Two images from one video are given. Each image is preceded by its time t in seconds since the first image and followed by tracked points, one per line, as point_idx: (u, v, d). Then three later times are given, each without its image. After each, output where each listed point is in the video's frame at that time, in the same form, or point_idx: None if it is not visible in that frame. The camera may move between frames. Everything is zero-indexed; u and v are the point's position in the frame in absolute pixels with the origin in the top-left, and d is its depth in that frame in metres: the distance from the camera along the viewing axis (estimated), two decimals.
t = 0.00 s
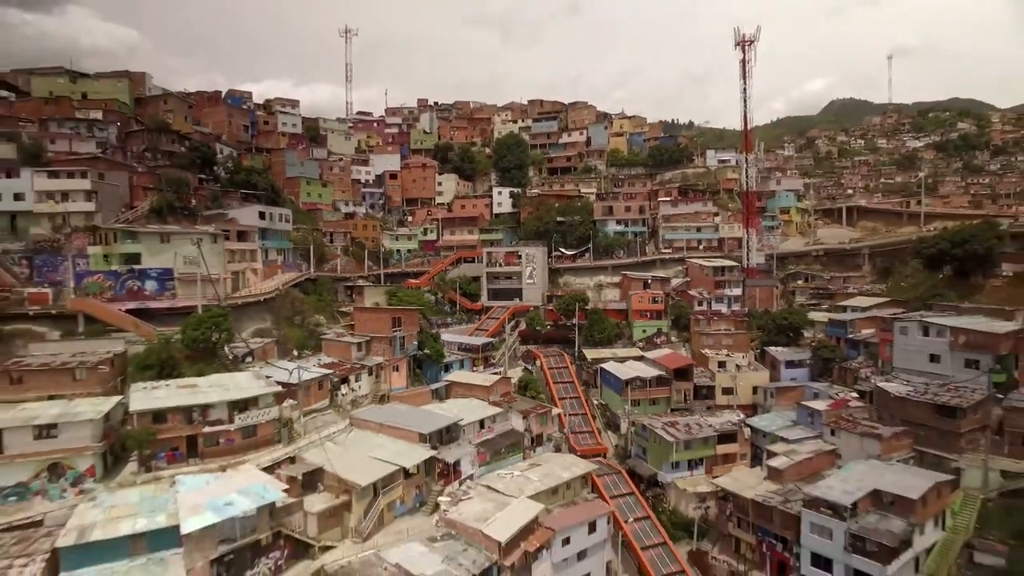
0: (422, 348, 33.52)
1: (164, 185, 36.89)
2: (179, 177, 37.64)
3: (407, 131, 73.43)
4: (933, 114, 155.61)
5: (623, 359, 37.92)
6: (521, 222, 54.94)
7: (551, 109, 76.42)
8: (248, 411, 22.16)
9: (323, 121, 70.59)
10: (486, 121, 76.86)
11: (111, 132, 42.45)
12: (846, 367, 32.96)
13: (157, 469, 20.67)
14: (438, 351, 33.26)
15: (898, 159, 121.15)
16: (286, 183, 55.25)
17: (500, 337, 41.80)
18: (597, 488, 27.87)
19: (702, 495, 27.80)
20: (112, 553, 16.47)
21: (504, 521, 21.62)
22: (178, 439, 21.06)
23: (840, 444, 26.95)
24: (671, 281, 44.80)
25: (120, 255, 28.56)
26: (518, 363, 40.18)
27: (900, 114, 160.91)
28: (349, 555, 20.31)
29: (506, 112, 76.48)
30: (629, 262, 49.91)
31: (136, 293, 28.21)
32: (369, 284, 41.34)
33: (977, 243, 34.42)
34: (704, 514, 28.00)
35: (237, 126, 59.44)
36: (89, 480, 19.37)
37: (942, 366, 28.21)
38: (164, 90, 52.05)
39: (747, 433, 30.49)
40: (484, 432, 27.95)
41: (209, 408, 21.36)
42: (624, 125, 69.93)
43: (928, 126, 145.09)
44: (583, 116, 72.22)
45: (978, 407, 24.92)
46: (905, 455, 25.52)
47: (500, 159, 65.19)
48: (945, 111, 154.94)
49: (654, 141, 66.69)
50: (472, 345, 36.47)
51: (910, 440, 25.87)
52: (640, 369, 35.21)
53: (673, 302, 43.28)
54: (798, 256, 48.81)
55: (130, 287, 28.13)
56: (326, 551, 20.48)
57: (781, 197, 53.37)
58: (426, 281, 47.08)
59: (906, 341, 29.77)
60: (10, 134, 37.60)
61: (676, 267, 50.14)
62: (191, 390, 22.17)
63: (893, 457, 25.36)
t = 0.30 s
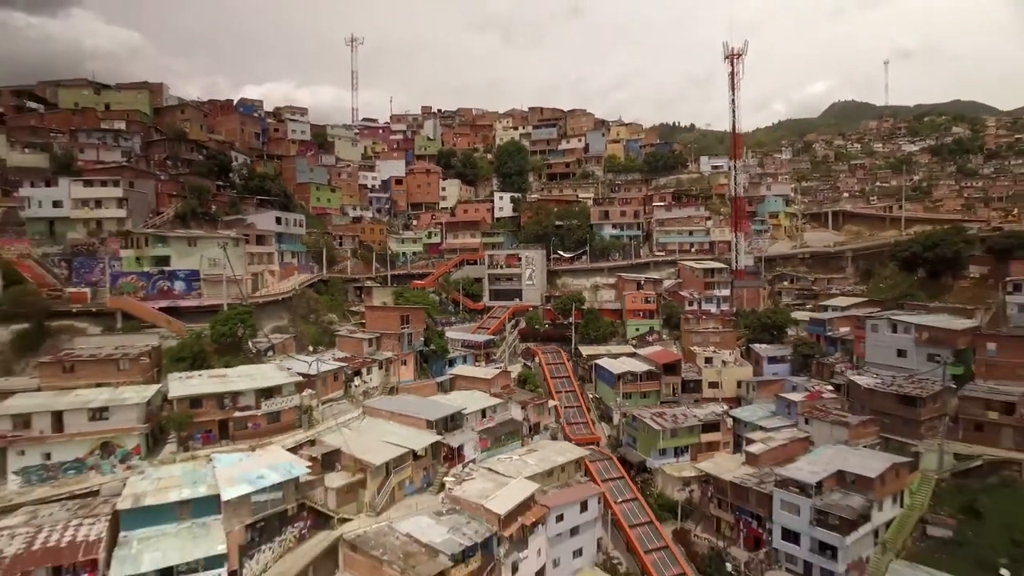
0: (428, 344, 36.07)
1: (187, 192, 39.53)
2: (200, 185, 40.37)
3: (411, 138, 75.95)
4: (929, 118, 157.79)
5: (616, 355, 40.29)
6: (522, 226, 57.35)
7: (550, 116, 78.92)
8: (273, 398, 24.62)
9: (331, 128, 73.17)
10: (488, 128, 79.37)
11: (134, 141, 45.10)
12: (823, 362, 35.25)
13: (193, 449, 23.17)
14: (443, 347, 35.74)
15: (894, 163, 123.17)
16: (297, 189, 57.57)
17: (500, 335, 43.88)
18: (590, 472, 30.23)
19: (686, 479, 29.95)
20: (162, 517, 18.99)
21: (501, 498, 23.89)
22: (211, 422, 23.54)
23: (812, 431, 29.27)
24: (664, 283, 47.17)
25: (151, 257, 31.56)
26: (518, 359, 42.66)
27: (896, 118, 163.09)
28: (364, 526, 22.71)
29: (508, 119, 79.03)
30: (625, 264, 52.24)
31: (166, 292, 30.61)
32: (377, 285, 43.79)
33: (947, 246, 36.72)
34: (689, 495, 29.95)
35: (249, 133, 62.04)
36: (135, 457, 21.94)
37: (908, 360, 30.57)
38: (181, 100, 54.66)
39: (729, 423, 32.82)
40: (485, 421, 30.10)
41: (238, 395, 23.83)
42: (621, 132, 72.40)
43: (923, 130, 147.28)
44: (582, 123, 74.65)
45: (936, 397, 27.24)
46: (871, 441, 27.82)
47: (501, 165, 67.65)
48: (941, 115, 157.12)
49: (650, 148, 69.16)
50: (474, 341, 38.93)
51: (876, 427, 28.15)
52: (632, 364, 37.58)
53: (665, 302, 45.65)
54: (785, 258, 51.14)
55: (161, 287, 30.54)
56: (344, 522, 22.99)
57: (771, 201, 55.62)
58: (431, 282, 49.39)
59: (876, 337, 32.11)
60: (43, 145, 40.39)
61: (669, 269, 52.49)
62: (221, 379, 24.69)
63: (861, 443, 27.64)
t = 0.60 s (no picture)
0: (433, 342, 38.93)
1: (209, 202, 42.74)
2: (220, 195, 43.45)
3: (415, 145, 78.81)
4: (923, 123, 160.35)
5: (608, 353, 42.99)
6: (521, 231, 60.08)
7: (549, 124, 81.82)
8: (294, 389, 27.46)
9: (338, 136, 76.08)
10: (490, 135, 82.18)
11: (156, 153, 48.02)
12: (800, 360, 37.95)
13: (225, 435, 25.97)
14: (446, 344, 38.63)
15: (887, 167, 125.57)
16: (307, 196, 59.88)
17: (500, 335, 46.35)
18: (581, 459, 32.92)
19: (671, 465, 32.37)
20: (202, 491, 21.77)
21: (499, 478, 26.58)
22: (240, 410, 26.31)
23: (785, 422, 31.94)
24: (654, 285, 49.87)
25: (179, 262, 34.16)
26: (517, 357, 45.34)
27: (891, 123, 165.78)
28: (378, 502, 25.34)
29: (508, 127, 81.93)
30: (619, 268, 54.94)
31: (193, 294, 33.78)
32: (384, 288, 46.56)
33: (915, 252, 39.47)
34: (673, 481, 32.42)
35: (260, 142, 64.94)
36: (175, 441, 24.78)
37: (874, 357, 33.21)
38: (197, 112, 57.60)
39: (711, 415, 35.45)
40: (486, 411, 32.80)
41: (264, 386, 26.70)
42: (617, 140, 75.18)
43: (918, 134, 149.71)
44: (579, 131, 77.48)
45: (896, 389, 29.94)
46: (837, 429, 30.47)
47: (502, 172, 70.43)
48: (935, 120, 159.73)
49: (645, 156, 71.95)
50: (476, 339, 41.19)
51: (843, 418, 30.82)
52: (623, 360, 40.24)
53: (655, 304, 48.39)
54: (771, 262, 53.83)
55: (188, 289, 33.64)
56: (359, 500, 25.59)
57: (758, 207, 58.42)
58: (435, 284, 52.15)
59: (846, 336, 34.78)
60: (73, 157, 43.39)
61: (660, 272, 55.19)
62: (248, 372, 27.53)
63: (828, 432, 30.28)
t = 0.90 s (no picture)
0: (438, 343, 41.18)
1: (224, 209, 44.85)
2: (235, 202, 45.62)
3: (419, 152, 81.02)
4: (919, 127, 162.24)
5: (604, 352, 45.06)
6: (521, 236, 62.18)
7: (549, 131, 84.08)
8: (309, 385, 29.63)
9: (344, 143, 78.42)
10: (491, 142, 84.41)
11: (173, 162, 50.31)
12: (785, 359, 40.05)
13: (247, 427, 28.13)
14: (450, 345, 40.92)
15: (883, 170, 127.42)
16: (315, 204, 61.99)
17: (501, 337, 48.26)
18: (577, 452, 35.04)
19: (660, 457, 34.57)
20: (229, 476, 23.94)
21: (499, 468, 28.65)
22: (260, 404, 28.45)
23: (768, 417, 33.98)
24: (649, 288, 51.91)
25: (199, 267, 36.39)
26: (517, 356, 47.41)
27: (888, 127, 167.75)
28: (388, 489, 27.48)
29: (509, 134, 84.24)
30: (615, 272, 57.05)
31: (213, 297, 36.01)
32: (389, 290, 48.69)
33: (895, 257, 41.58)
34: (663, 473, 34.60)
35: (269, 150, 67.20)
36: (201, 432, 26.95)
37: (853, 356, 35.29)
38: (210, 121, 59.90)
39: (700, 411, 37.49)
40: (487, 407, 34.95)
41: (282, 382, 28.88)
42: (615, 147, 77.33)
43: (914, 138, 151.54)
44: (578, 139, 79.72)
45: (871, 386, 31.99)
46: (817, 424, 32.51)
47: (503, 178, 72.61)
48: (931, 124, 161.66)
49: (642, 163, 74.06)
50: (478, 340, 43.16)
51: (822, 413, 32.87)
52: (619, 359, 42.25)
53: (650, 306, 50.36)
54: (762, 266, 55.86)
55: (208, 293, 35.86)
56: (370, 487, 27.74)
57: (750, 212, 60.53)
58: (438, 287, 54.34)
59: (828, 337, 36.85)
60: (95, 167, 45.80)
61: (655, 275, 57.30)
62: (267, 370, 29.74)
63: (808, 426, 32.29)
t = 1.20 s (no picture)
0: (443, 342, 43.81)
1: (240, 216, 47.39)
2: (250, 210, 48.18)
3: (423, 158, 83.61)
4: (915, 131, 164.28)
5: (600, 351, 47.47)
6: (521, 240, 64.64)
7: (549, 138, 86.74)
8: (324, 380, 32.11)
9: (351, 150, 81.06)
10: (493, 148, 87.02)
11: (190, 170, 52.94)
12: (770, 358, 42.45)
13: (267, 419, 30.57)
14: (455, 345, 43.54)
15: (879, 174, 129.55)
16: (323, 209, 63.97)
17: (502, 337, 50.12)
18: (572, 445, 37.48)
19: (650, 449, 36.60)
20: (254, 462, 26.45)
21: (499, 457, 31.07)
22: (280, 398, 30.95)
23: (751, 411, 36.32)
24: (642, 291, 54.35)
25: (219, 271, 38.99)
26: (518, 356, 49.76)
27: (884, 131, 169.85)
28: (397, 476, 29.96)
29: (510, 141, 86.95)
30: (611, 275, 59.49)
31: (232, 299, 38.54)
32: (395, 293, 51.18)
33: (873, 262, 44.07)
34: (652, 464, 36.78)
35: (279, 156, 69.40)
36: (226, 423, 29.30)
37: (830, 355, 37.71)
38: (223, 130, 62.48)
39: (688, 406, 39.93)
40: (490, 401, 37.17)
41: (300, 377, 31.31)
42: (613, 154, 79.84)
43: (910, 142, 153.64)
44: (577, 146, 82.25)
45: (845, 382, 34.38)
46: (795, 418, 34.89)
47: (504, 184, 75.13)
48: (927, 128, 163.76)
49: (638, 169, 76.56)
50: (480, 340, 44.84)
51: (801, 407, 35.25)
52: (613, 358, 44.64)
53: (644, 308, 52.82)
54: (752, 269, 58.26)
55: (228, 295, 38.43)
56: (381, 474, 30.23)
57: (742, 218, 62.99)
58: (442, 290, 56.73)
59: (808, 337, 39.27)
60: (118, 175, 48.50)
61: (650, 278, 59.75)
62: (286, 366, 32.26)
63: (787, 420, 34.65)
